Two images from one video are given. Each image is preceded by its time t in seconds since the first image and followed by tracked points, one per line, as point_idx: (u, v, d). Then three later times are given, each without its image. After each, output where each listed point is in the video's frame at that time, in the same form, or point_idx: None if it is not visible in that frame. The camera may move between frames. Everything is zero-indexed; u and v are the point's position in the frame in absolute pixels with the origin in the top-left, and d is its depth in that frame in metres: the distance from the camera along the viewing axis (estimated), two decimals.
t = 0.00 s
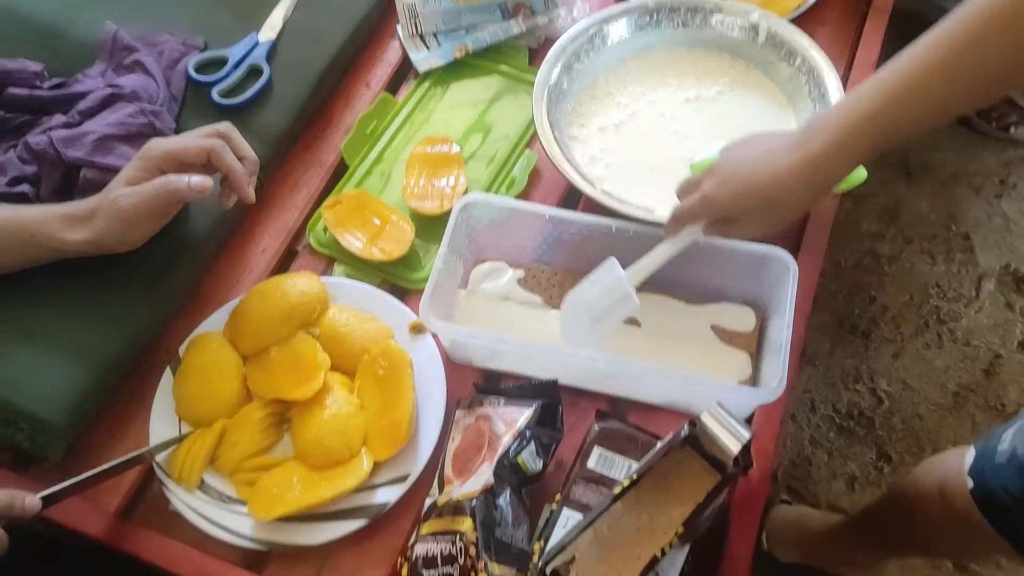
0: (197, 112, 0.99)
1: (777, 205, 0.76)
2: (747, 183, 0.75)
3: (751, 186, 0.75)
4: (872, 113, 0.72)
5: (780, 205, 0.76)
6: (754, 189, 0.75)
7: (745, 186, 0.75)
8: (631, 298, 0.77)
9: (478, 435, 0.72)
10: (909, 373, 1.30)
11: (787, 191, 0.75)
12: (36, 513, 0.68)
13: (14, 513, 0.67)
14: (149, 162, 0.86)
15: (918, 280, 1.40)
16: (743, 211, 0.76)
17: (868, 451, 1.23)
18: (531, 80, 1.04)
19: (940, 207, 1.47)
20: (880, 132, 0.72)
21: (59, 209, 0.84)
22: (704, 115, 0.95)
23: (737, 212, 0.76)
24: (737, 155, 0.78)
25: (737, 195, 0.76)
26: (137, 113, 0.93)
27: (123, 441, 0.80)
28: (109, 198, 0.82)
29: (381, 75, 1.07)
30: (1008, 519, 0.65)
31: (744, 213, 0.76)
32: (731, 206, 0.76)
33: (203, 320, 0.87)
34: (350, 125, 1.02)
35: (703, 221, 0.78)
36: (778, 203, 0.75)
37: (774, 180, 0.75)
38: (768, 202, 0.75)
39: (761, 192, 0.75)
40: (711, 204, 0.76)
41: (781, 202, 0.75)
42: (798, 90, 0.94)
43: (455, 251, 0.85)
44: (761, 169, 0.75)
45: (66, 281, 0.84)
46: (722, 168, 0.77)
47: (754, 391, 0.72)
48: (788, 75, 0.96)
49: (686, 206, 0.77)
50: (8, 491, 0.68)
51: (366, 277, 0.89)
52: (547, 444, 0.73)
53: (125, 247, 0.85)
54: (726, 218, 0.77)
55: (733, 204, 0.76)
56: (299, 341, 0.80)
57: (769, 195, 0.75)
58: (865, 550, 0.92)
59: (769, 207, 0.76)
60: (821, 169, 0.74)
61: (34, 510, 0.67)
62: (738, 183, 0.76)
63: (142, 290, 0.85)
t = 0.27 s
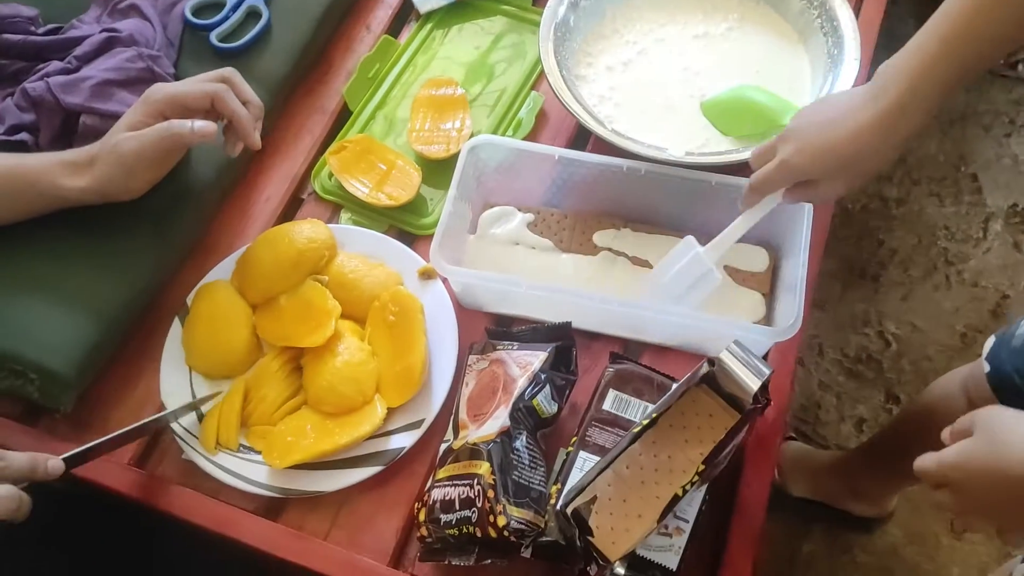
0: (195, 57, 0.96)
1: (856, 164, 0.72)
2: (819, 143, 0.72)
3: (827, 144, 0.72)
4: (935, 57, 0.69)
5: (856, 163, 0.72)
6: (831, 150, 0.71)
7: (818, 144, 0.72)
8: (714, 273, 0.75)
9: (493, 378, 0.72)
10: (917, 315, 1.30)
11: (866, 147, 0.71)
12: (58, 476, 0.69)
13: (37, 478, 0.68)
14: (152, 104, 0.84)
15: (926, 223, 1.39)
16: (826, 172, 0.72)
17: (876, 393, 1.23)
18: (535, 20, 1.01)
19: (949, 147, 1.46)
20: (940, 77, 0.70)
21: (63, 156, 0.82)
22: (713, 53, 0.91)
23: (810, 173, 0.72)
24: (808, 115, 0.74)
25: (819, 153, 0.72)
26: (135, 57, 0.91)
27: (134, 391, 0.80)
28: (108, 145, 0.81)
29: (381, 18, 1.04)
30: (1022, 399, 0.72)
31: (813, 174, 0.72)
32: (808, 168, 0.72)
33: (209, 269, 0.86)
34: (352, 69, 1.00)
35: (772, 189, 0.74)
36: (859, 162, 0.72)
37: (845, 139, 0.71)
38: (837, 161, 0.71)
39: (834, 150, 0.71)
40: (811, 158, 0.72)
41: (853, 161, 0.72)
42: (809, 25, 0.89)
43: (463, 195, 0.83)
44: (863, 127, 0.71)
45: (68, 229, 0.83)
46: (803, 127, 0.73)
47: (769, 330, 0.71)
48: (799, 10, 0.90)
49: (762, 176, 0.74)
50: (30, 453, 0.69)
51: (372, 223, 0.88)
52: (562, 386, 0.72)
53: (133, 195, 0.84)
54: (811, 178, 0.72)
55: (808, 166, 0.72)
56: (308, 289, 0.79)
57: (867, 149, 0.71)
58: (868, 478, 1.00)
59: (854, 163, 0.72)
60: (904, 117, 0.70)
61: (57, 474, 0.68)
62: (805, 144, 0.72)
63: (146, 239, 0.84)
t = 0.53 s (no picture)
0: (184, 34, 0.91)
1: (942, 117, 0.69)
2: (899, 99, 0.69)
3: (908, 98, 0.69)
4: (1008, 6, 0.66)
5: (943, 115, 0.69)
6: (909, 103, 0.68)
7: (902, 99, 0.69)
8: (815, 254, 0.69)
9: (509, 368, 0.69)
10: (934, 285, 1.27)
11: (952, 95, 0.68)
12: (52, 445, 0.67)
13: (31, 449, 0.66)
14: (166, 97, 0.80)
15: (943, 189, 1.34)
16: (909, 128, 0.68)
17: (893, 365, 1.21)
18: None
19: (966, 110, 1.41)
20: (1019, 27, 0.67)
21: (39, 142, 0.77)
22: (729, 18, 0.85)
23: (898, 133, 0.69)
24: (881, 72, 0.71)
25: (896, 108, 0.69)
26: (122, 35, 0.86)
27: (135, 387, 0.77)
28: (117, 137, 0.77)
29: None
30: None
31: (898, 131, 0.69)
32: (892, 122, 0.69)
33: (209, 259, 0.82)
34: (350, 42, 0.95)
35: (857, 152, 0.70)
36: (946, 113, 0.69)
37: (926, 91, 0.68)
38: (923, 113, 0.68)
39: (920, 101, 0.68)
40: (899, 111, 0.68)
41: (933, 117, 0.68)
42: None
43: (472, 175, 0.79)
44: (933, 83, 0.68)
45: (56, 219, 0.78)
46: (878, 84, 0.71)
47: (799, 312, 0.68)
48: None
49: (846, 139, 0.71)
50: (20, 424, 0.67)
51: (377, 205, 0.84)
52: (582, 375, 0.69)
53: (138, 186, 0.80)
54: (904, 135, 0.69)
55: (893, 121, 0.69)
56: (312, 276, 0.75)
57: (947, 92, 0.68)
58: (891, 452, 0.99)
59: (940, 109, 0.68)
60: (988, 57, 0.67)
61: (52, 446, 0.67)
62: (883, 99, 0.70)
63: (140, 228, 0.80)
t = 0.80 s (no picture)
0: (177, 29, 0.88)
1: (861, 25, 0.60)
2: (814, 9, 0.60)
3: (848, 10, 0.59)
4: None
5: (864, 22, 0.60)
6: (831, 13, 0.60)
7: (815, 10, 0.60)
8: (766, 199, 0.61)
9: (524, 377, 0.66)
10: (948, 275, 1.15)
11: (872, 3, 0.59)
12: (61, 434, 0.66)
13: (38, 435, 0.65)
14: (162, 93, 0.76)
15: (954, 175, 1.22)
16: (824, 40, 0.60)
17: (908, 358, 1.11)
18: None
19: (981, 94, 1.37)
20: None
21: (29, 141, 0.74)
22: (744, 5, 0.82)
23: (835, 44, 0.60)
24: None
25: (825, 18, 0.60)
26: (112, 31, 0.82)
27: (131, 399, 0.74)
28: (113, 134, 0.73)
29: None
30: None
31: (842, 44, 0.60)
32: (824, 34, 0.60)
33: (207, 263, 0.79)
34: (349, 36, 0.92)
35: (782, 70, 0.63)
36: (864, 25, 0.60)
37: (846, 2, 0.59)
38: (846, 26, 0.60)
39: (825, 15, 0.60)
40: (818, 22, 0.60)
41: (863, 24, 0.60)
42: None
43: (480, 173, 0.76)
44: None
45: (46, 222, 0.75)
46: None
47: (827, 314, 0.65)
48: None
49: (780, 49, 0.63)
50: (30, 409, 0.65)
51: (381, 206, 0.81)
52: (600, 384, 0.66)
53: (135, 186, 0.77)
54: (828, 46, 0.61)
55: (820, 31, 0.60)
56: (315, 281, 0.72)
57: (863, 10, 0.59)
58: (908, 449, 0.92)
59: (846, 25, 0.60)
60: None
61: (61, 433, 0.65)
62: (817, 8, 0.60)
63: (133, 233, 0.76)
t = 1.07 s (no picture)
0: (171, 26, 0.86)
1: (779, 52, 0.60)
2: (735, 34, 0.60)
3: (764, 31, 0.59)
4: None
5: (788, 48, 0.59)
6: (752, 33, 0.59)
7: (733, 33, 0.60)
8: (629, 191, 0.65)
9: (525, 380, 0.66)
10: (947, 269, 1.14)
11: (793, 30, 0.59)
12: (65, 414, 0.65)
13: (41, 415, 0.64)
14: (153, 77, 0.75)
15: (954, 169, 1.21)
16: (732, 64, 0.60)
17: (907, 353, 1.09)
18: None
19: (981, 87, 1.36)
20: None
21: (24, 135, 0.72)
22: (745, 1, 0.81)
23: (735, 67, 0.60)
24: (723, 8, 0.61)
25: (733, 43, 0.60)
26: (105, 28, 0.81)
27: (127, 402, 0.73)
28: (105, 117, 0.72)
29: None
30: None
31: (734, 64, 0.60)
32: (738, 54, 0.60)
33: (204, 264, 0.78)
34: (345, 32, 0.90)
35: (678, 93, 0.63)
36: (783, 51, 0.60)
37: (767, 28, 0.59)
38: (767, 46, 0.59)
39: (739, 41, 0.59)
40: (726, 49, 0.60)
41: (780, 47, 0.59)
42: None
43: (479, 173, 0.75)
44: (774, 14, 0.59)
45: (37, 221, 0.74)
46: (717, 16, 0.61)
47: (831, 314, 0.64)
48: None
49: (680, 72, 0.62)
50: (32, 390, 0.65)
51: (379, 206, 0.80)
52: (601, 386, 0.66)
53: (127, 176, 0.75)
54: (736, 71, 0.60)
55: (732, 55, 0.60)
56: (313, 283, 0.71)
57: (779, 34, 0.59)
58: (909, 443, 0.89)
59: (768, 46, 0.59)
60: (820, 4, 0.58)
61: (64, 413, 0.64)
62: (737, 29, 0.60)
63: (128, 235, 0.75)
